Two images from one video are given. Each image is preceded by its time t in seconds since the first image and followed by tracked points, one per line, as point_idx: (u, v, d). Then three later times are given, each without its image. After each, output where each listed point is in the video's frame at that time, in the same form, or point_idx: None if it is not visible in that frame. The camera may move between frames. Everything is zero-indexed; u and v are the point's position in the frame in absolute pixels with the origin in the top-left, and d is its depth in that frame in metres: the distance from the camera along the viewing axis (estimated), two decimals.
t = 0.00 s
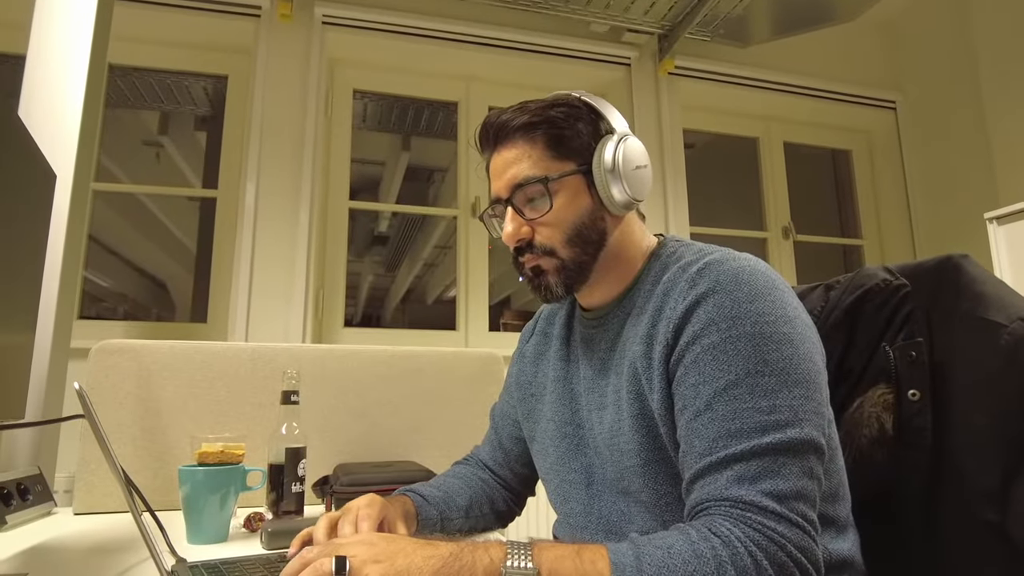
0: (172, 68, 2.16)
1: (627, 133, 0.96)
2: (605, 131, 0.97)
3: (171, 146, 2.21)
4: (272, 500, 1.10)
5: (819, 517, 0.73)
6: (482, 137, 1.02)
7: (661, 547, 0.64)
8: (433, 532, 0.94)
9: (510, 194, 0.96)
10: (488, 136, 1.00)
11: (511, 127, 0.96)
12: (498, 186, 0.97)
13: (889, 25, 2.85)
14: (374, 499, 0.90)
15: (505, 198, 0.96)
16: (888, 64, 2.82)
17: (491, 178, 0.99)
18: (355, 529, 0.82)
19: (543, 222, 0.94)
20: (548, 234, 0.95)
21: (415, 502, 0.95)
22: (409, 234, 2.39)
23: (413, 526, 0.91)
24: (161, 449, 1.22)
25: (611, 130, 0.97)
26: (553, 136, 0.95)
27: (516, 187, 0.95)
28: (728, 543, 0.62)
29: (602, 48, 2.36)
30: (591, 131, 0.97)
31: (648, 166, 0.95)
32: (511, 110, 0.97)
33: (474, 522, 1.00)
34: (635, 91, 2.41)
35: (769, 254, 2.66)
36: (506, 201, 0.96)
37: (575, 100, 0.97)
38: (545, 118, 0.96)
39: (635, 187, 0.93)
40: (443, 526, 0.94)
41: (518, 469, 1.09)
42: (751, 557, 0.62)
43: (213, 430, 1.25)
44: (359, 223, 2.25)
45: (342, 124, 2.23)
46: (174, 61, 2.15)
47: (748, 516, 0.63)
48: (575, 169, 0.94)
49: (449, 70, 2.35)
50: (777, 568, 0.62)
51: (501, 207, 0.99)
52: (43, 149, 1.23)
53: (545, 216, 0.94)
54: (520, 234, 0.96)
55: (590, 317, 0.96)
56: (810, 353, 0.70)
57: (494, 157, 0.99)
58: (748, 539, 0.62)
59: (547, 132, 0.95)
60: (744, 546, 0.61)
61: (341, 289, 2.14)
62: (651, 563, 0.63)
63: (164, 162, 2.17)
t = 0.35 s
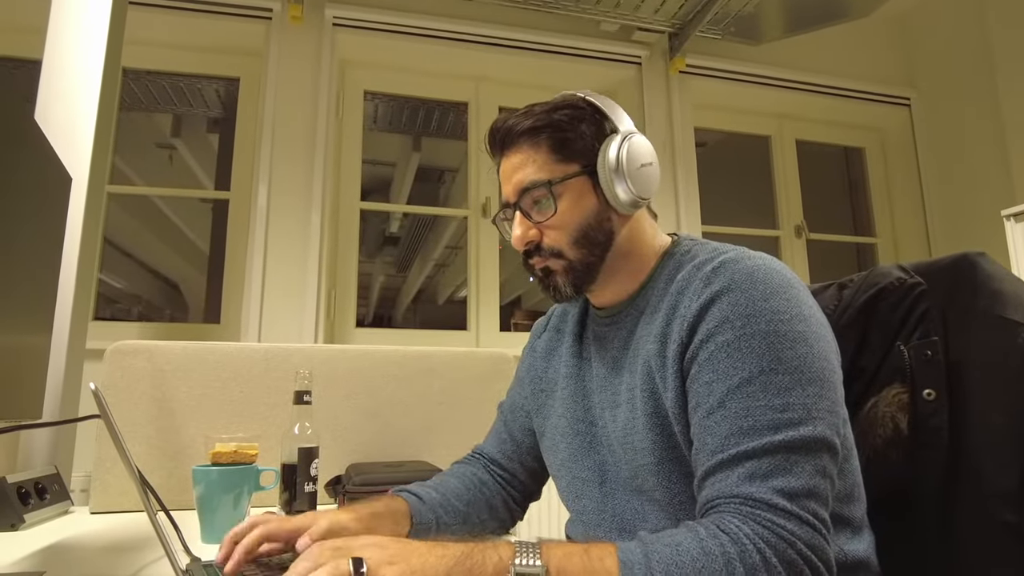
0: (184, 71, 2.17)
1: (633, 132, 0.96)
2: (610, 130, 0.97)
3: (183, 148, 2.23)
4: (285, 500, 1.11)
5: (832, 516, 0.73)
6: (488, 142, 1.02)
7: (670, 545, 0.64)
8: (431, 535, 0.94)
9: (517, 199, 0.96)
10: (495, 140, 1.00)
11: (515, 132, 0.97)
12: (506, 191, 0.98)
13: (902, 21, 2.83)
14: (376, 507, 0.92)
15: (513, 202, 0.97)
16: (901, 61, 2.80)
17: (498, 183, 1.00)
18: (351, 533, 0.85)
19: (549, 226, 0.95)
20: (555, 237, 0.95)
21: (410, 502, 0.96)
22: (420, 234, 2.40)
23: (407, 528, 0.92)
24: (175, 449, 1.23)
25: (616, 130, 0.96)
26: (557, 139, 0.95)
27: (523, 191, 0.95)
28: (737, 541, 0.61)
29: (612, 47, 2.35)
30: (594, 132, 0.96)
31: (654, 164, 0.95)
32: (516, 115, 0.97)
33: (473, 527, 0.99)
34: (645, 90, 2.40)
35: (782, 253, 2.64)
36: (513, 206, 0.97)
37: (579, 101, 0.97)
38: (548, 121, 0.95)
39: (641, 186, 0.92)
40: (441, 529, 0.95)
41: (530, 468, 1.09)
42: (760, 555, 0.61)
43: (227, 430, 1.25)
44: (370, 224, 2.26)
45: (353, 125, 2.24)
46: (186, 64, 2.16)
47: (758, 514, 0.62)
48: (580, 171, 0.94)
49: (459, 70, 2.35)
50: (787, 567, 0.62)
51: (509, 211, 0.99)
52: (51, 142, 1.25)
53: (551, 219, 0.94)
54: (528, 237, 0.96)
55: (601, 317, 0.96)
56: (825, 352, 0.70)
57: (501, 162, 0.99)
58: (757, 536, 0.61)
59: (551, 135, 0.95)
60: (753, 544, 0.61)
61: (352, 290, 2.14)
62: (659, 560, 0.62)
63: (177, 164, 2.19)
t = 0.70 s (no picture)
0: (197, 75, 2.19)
1: (656, 128, 0.96)
2: (633, 126, 0.97)
3: (196, 151, 2.25)
4: (298, 499, 1.11)
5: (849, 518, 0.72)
6: (508, 133, 1.02)
7: (686, 548, 0.64)
8: (461, 532, 0.94)
9: (537, 190, 0.95)
10: (514, 132, 1.00)
11: (537, 123, 0.96)
12: (524, 183, 0.97)
13: (915, 17, 2.80)
14: (403, 500, 0.90)
15: (531, 194, 0.96)
16: (914, 57, 2.77)
17: (517, 174, 0.99)
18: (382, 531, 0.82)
19: (569, 218, 0.94)
20: (574, 230, 0.95)
21: (442, 502, 0.96)
22: (431, 235, 2.41)
23: (442, 527, 0.91)
24: (189, 449, 1.24)
25: (639, 125, 0.96)
26: (580, 131, 0.95)
27: (543, 183, 0.95)
28: (754, 545, 0.61)
29: (622, 46, 2.35)
30: (618, 126, 0.96)
31: (676, 161, 0.95)
32: (538, 106, 0.96)
33: (501, 522, 1.00)
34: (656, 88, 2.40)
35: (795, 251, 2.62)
36: (533, 198, 0.96)
37: (602, 95, 0.97)
38: (572, 113, 0.95)
39: (664, 182, 0.93)
40: (472, 527, 0.95)
41: (543, 469, 1.09)
42: (778, 559, 0.61)
43: (241, 430, 1.26)
44: (381, 225, 2.27)
45: (363, 126, 2.25)
46: (199, 67, 2.18)
47: (775, 517, 0.62)
48: (602, 164, 0.94)
49: (469, 71, 2.35)
50: (805, 570, 0.62)
51: (527, 204, 0.99)
52: (70, 148, 1.27)
53: (572, 212, 0.94)
54: (546, 230, 0.96)
55: (616, 314, 0.96)
56: (842, 353, 0.69)
57: (520, 153, 0.98)
58: (775, 540, 0.61)
59: (574, 127, 0.95)
60: (771, 548, 0.61)
61: (364, 290, 2.15)
62: (676, 564, 0.62)
63: (190, 167, 2.21)
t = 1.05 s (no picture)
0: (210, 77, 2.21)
1: (666, 127, 0.95)
2: (644, 125, 0.96)
3: (209, 153, 2.26)
4: (311, 499, 1.12)
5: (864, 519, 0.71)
6: (518, 134, 1.02)
7: (700, 549, 0.63)
8: (474, 532, 0.94)
9: (547, 191, 0.95)
10: (524, 133, 1.00)
11: (547, 124, 0.96)
12: (534, 183, 0.97)
13: (930, 12, 2.77)
14: (417, 500, 0.90)
15: (542, 195, 0.96)
16: (929, 53, 2.74)
17: (528, 175, 0.99)
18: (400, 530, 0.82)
19: (580, 219, 0.94)
20: (585, 231, 0.94)
21: (455, 502, 0.96)
22: (442, 235, 2.41)
23: (454, 527, 0.91)
24: (203, 449, 1.25)
25: (650, 125, 0.96)
26: (590, 131, 0.95)
27: (554, 184, 0.94)
28: (768, 546, 0.60)
29: (632, 45, 2.34)
30: (629, 126, 0.96)
31: (687, 160, 0.94)
32: (548, 106, 0.96)
33: (513, 522, 1.00)
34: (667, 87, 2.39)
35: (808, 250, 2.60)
36: (543, 198, 0.96)
37: (612, 95, 0.97)
38: (582, 114, 0.95)
39: (676, 182, 0.93)
40: (484, 527, 0.95)
41: (555, 469, 1.09)
42: (793, 559, 0.60)
43: (254, 430, 1.27)
44: (393, 226, 2.27)
45: (375, 127, 2.26)
46: (211, 70, 2.20)
47: (790, 518, 0.62)
48: (613, 165, 0.93)
49: (479, 71, 2.36)
50: (820, 571, 0.61)
51: (537, 205, 0.99)
52: (83, 148, 1.29)
53: (582, 213, 0.93)
54: (557, 231, 0.96)
55: (628, 314, 0.95)
56: (857, 352, 0.69)
57: (530, 154, 0.98)
58: (790, 541, 0.61)
59: (584, 127, 0.95)
60: (785, 549, 0.60)
61: (376, 291, 2.16)
62: (689, 564, 0.62)
63: (203, 169, 2.22)
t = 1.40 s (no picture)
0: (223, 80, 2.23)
1: (679, 125, 0.95)
2: (656, 124, 0.96)
3: (222, 155, 2.28)
4: (324, 499, 1.12)
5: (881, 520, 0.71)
6: (529, 134, 1.01)
7: (714, 550, 0.63)
8: (486, 532, 0.94)
9: (559, 191, 0.95)
10: (535, 132, 1.00)
11: (558, 123, 0.96)
12: (546, 183, 0.97)
13: (945, 7, 2.74)
14: (431, 500, 0.90)
15: (554, 194, 0.96)
16: (944, 48, 2.71)
17: (540, 174, 0.99)
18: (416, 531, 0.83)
19: (593, 219, 0.93)
20: (598, 230, 0.94)
21: (467, 502, 0.96)
22: (453, 236, 2.41)
23: (467, 526, 0.91)
24: (217, 449, 1.26)
25: (662, 123, 0.95)
26: (602, 130, 0.94)
27: (565, 183, 0.94)
28: (783, 547, 0.60)
29: (643, 43, 2.34)
30: (641, 125, 0.95)
31: (700, 159, 0.94)
32: (559, 106, 0.96)
33: (527, 523, 1.00)
34: (679, 85, 2.38)
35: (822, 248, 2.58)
36: (555, 198, 0.96)
37: (624, 94, 0.96)
38: (594, 113, 0.95)
39: (688, 181, 0.92)
40: (496, 527, 0.94)
41: (567, 469, 1.09)
42: (808, 561, 0.60)
43: (268, 431, 1.28)
44: (404, 226, 2.28)
45: (385, 128, 2.26)
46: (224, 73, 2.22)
47: (804, 519, 0.61)
48: (625, 164, 0.93)
49: (489, 71, 2.36)
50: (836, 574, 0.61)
51: (549, 204, 0.98)
52: (98, 151, 1.30)
53: (595, 212, 0.93)
54: (569, 231, 0.95)
55: (640, 314, 0.95)
56: (873, 352, 0.68)
57: (542, 154, 0.98)
58: (805, 542, 0.60)
59: (596, 126, 0.94)
60: (800, 550, 0.60)
61: (387, 290, 2.16)
62: (703, 565, 0.62)
63: (216, 171, 2.24)
